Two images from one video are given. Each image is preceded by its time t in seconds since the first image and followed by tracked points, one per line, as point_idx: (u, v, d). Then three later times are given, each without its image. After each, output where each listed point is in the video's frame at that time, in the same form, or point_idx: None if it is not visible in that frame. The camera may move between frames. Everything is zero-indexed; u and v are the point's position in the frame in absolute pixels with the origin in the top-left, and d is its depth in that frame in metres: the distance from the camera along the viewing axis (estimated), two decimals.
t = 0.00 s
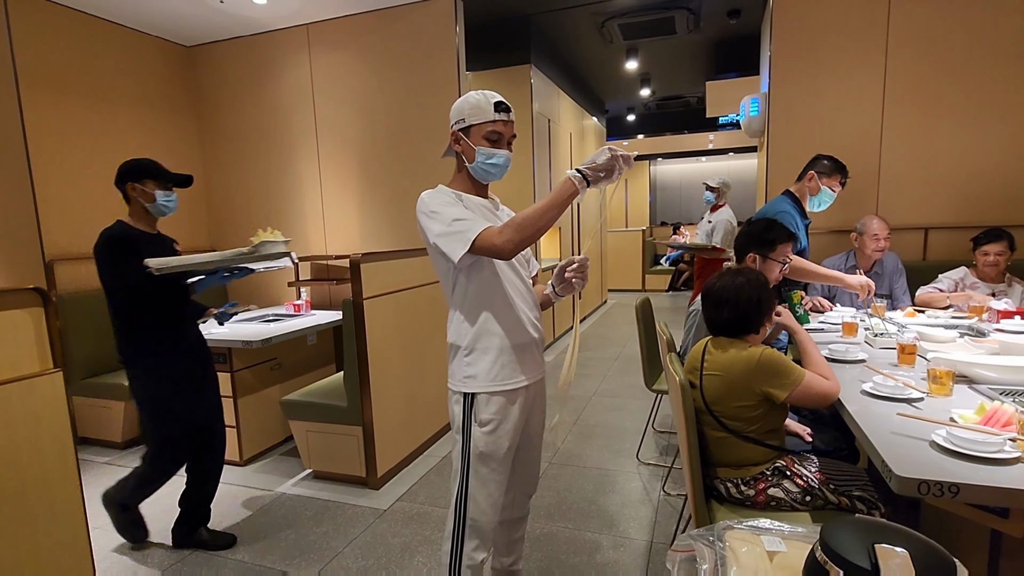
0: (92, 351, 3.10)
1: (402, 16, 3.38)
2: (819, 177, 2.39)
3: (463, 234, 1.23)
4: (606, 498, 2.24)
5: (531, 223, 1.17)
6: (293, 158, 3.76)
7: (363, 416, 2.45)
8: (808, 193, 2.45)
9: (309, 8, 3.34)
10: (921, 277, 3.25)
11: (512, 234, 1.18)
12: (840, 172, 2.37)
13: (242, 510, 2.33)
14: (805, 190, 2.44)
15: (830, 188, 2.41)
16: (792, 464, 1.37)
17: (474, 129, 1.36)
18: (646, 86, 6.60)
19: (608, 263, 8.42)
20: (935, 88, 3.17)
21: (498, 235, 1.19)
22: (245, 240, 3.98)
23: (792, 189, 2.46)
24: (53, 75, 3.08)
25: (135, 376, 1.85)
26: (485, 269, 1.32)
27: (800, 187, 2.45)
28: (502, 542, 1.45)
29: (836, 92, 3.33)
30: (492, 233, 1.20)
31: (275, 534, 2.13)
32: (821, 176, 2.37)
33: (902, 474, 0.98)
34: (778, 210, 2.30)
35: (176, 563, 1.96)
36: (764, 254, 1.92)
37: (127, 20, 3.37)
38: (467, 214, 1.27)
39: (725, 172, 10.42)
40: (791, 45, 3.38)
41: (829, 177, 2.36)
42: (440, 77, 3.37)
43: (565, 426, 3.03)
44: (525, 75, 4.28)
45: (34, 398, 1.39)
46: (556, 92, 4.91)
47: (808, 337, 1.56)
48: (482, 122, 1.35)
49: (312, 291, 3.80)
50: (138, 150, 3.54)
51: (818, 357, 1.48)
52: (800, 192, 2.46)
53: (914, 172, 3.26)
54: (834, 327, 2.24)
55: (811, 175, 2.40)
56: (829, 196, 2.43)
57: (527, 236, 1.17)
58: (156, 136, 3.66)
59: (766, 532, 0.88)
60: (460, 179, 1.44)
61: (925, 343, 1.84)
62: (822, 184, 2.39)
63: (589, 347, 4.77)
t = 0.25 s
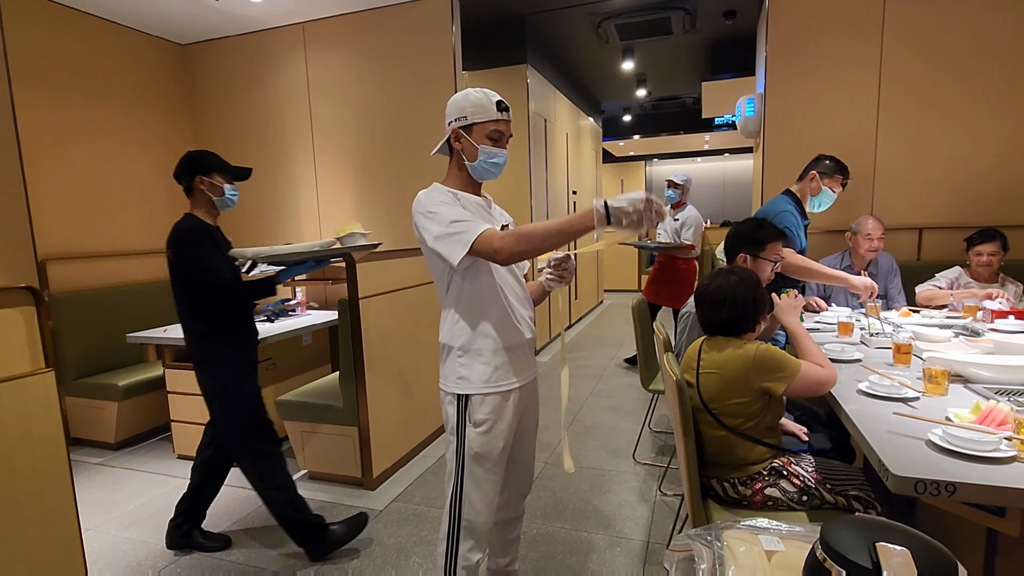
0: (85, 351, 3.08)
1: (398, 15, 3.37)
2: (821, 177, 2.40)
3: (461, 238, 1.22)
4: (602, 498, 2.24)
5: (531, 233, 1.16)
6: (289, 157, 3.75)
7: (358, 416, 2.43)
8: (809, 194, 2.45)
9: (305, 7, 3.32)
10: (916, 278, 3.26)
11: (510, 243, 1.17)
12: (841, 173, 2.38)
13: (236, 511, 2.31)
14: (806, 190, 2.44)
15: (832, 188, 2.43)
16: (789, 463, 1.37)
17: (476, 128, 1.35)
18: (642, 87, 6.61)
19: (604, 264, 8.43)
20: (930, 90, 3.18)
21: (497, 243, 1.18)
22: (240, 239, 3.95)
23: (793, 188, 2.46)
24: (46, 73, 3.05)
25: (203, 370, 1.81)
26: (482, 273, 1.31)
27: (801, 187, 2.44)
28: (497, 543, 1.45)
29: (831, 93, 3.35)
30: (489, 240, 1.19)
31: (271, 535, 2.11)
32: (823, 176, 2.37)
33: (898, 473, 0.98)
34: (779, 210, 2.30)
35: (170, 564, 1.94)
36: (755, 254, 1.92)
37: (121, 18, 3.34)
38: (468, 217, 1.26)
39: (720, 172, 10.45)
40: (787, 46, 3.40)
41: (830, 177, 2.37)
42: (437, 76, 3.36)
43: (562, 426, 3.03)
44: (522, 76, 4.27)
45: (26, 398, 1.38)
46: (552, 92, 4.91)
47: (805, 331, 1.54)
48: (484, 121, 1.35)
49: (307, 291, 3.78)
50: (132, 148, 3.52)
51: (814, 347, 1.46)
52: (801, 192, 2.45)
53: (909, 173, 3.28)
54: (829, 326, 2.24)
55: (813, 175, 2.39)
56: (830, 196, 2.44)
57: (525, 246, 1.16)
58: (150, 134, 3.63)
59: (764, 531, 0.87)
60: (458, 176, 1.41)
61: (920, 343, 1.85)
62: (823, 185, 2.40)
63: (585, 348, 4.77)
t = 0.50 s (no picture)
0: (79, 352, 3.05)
1: (395, 15, 3.37)
2: (820, 178, 2.40)
3: (438, 276, 1.17)
4: (598, 499, 2.24)
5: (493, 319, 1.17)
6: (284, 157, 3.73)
7: (354, 417, 2.43)
8: (808, 195, 2.44)
9: (302, 7, 3.31)
10: (910, 279, 3.28)
11: (471, 316, 1.16)
12: (840, 174, 2.39)
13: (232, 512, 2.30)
14: (805, 192, 2.43)
15: (831, 190, 2.43)
16: (784, 463, 1.37)
17: (499, 126, 1.36)
18: (638, 87, 6.62)
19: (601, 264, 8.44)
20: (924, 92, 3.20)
21: (460, 306, 1.17)
22: (235, 239, 3.94)
23: (792, 190, 2.46)
24: (40, 72, 3.02)
25: (283, 375, 1.86)
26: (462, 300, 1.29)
27: (801, 188, 2.44)
28: (492, 544, 1.44)
29: (827, 95, 3.36)
30: (454, 299, 1.17)
31: (266, 536, 2.10)
32: (822, 178, 2.37)
33: (893, 473, 0.98)
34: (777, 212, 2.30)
35: (165, 566, 1.93)
36: (748, 256, 1.92)
37: (116, 17, 3.32)
38: (454, 247, 1.20)
39: (716, 173, 10.47)
40: (783, 47, 3.41)
41: (830, 179, 2.38)
42: (433, 77, 3.36)
43: (558, 427, 3.03)
44: (518, 76, 4.27)
45: (20, 399, 1.36)
46: (548, 93, 4.91)
47: (799, 326, 1.56)
48: (503, 119, 1.37)
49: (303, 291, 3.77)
50: (126, 148, 3.50)
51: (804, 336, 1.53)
52: (800, 194, 2.44)
53: (903, 174, 3.30)
54: (824, 327, 2.25)
55: (812, 176, 2.39)
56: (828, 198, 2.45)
57: (482, 330, 1.17)
58: (145, 134, 3.61)
59: (760, 532, 0.87)
60: (471, 173, 1.35)
61: (914, 343, 1.86)
62: (822, 186, 2.40)
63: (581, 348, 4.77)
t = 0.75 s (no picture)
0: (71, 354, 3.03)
1: (390, 17, 3.37)
2: (816, 181, 2.41)
3: (422, 286, 1.18)
4: (593, 500, 2.24)
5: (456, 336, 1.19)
6: (279, 158, 3.72)
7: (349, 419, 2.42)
8: (803, 197, 2.45)
9: (297, 7, 3.31)
10: (903, 281, 3.30)
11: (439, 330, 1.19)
12: (835, 176, 2.41)
13: (225, 515, 2.29)
14: (799, 194, 2.44)
15: (826, 192, 2.45)
16: (777, 462, 1.37)
17: (500, 126, 1.37)
18: (634, 89, 6.64)
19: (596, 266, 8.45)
20: (917, 95, 3.22)
21: (430, 319, 1.19)
22: (230, 240, 3.92)
23: (788, 191, 2.46)
24: (33, 72, 3.00)
25: (341, 353, 1.93)
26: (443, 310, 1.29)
27: (796, 190, 2.45)
28: (487, 546, 1.44)
29: (821, 97, 3.38)
30: (425, 311, 1.19)
31: (259, 539, 2.09)
32: (818, 180, 2.39)
33: (884, 474, 0.98)
34: (771, 215, 2.30)
35: (157, 569, 1.92)
36: (741, 258, 1.93)
37: (110, 17, 3.30)
38: (442, 257, 1.19)
39: (712, 175, 10.51)
40: (777, 50, 3.42)
41: (825, 181, 2.40)
42: (428, 78, 3.36)
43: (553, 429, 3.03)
44: (514, 78, 4.28)
45: (9, 402, 1.35)
46: (544, 94, 4.91)
47: (787, 324, 1.57)
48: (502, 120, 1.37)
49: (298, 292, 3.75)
50: (120, 148, 3.47)
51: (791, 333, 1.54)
52: (795, 195, 2.45)
53: (897, 176, 3.32)
54: (818, 328, 2.26)
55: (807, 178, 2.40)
56: (823, 200, 2.47)
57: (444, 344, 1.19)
58: (139, 134, 3.59)
59: (752, 533, 0.87)
60: (473, 173, 1.35)
61: (907, 345, 1.87)
62: (818, 188, 2.42)
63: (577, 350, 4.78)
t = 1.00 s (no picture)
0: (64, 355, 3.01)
1: (386, 18, 3.37)
2: (810, 183, 2.42)
3: (416, 289, 1.17)
4: (588, 501, 2.25)
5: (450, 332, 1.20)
6: (275, 159, 3.71)
7: (345, 420, 2.41)
8: (797, 200, 2.46)
9: (293, 8, 3.30)
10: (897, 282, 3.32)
11: (432, 330, 1.19)
12: (829, 179, 2.41)
13: (220, 516, 2.27)
14: (793, 196, 2.44)
15: (820, 195, 2.46)
16: (770, 463, 1.38)
17: (497, 127, 1.37)
18: (630, 91, 6.66)
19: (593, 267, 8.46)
20: (910, 98, 3.24)
21: (422, 321, 1.19)
22: (225, 241, 3.91)
23: (781, 194, 2.47)
24: (26, 72, 2.98)
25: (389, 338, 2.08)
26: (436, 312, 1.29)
27: (790, 192, 2.45)
28: (481, 548, 1.44)
29: (816, 99, 3.39)
30: (418, 312, 1.19)
31: (254, 541, 2.08)
32: (811, 183, 2.40)
33: (878, 475, 0.99)
34: (764, 219, 2.31)
35: (150, 572, 1.91)
36: (738, 259, 1.94)
37: (105, 17, 3.29)
38: (437, 261, 1.19)
39: (707, 176, 10.54)
40: (773, 52, 3.44)
41: (819, 183, 2.40)
42: (424, 79, 3.36)
43: (549, 430, 3.02)
44: (510, 79, 4.28)
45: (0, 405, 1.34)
46: (540, 96, 4.91)
47: (780, 324, 1.56)
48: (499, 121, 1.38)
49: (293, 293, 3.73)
50: (114, 148, 3.45)
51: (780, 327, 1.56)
52: (789, 197, 2.46)
53: (891, 178, 3.33)
54: (813, 330, 2.27)
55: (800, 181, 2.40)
56: (817, 203, 2.47)
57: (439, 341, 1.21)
58: (133, 134, 3.57)
59: (745, 535, 0.87)
60: (470, 173, 1.35)
61: (900, 346, 1.87)
62: (812, 191, 2.42)
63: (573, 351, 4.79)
